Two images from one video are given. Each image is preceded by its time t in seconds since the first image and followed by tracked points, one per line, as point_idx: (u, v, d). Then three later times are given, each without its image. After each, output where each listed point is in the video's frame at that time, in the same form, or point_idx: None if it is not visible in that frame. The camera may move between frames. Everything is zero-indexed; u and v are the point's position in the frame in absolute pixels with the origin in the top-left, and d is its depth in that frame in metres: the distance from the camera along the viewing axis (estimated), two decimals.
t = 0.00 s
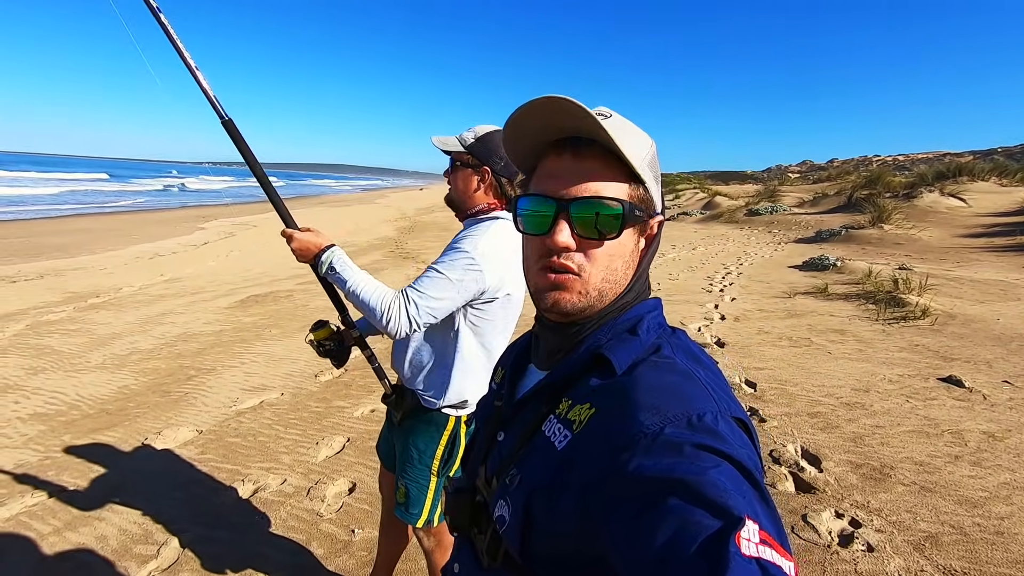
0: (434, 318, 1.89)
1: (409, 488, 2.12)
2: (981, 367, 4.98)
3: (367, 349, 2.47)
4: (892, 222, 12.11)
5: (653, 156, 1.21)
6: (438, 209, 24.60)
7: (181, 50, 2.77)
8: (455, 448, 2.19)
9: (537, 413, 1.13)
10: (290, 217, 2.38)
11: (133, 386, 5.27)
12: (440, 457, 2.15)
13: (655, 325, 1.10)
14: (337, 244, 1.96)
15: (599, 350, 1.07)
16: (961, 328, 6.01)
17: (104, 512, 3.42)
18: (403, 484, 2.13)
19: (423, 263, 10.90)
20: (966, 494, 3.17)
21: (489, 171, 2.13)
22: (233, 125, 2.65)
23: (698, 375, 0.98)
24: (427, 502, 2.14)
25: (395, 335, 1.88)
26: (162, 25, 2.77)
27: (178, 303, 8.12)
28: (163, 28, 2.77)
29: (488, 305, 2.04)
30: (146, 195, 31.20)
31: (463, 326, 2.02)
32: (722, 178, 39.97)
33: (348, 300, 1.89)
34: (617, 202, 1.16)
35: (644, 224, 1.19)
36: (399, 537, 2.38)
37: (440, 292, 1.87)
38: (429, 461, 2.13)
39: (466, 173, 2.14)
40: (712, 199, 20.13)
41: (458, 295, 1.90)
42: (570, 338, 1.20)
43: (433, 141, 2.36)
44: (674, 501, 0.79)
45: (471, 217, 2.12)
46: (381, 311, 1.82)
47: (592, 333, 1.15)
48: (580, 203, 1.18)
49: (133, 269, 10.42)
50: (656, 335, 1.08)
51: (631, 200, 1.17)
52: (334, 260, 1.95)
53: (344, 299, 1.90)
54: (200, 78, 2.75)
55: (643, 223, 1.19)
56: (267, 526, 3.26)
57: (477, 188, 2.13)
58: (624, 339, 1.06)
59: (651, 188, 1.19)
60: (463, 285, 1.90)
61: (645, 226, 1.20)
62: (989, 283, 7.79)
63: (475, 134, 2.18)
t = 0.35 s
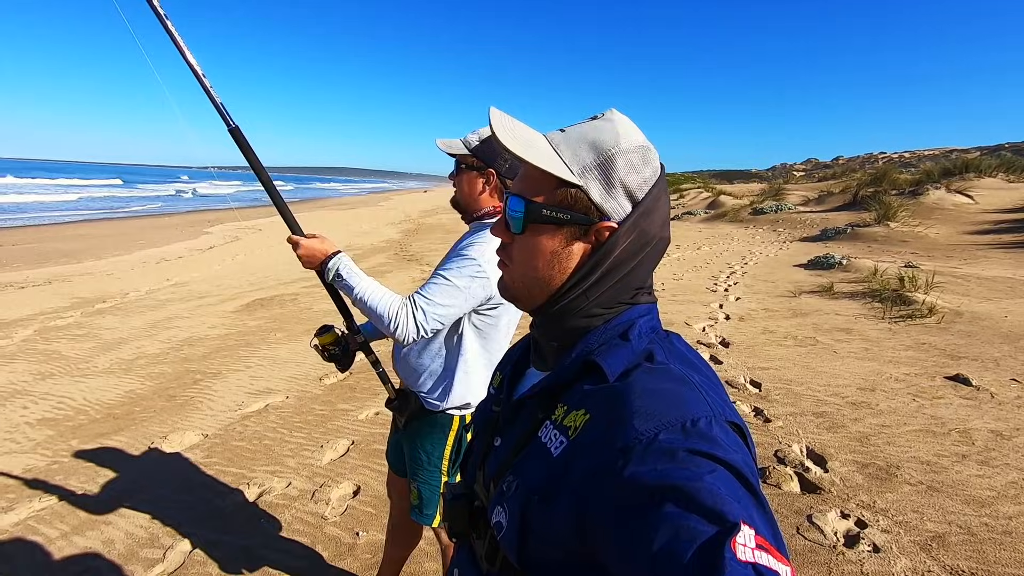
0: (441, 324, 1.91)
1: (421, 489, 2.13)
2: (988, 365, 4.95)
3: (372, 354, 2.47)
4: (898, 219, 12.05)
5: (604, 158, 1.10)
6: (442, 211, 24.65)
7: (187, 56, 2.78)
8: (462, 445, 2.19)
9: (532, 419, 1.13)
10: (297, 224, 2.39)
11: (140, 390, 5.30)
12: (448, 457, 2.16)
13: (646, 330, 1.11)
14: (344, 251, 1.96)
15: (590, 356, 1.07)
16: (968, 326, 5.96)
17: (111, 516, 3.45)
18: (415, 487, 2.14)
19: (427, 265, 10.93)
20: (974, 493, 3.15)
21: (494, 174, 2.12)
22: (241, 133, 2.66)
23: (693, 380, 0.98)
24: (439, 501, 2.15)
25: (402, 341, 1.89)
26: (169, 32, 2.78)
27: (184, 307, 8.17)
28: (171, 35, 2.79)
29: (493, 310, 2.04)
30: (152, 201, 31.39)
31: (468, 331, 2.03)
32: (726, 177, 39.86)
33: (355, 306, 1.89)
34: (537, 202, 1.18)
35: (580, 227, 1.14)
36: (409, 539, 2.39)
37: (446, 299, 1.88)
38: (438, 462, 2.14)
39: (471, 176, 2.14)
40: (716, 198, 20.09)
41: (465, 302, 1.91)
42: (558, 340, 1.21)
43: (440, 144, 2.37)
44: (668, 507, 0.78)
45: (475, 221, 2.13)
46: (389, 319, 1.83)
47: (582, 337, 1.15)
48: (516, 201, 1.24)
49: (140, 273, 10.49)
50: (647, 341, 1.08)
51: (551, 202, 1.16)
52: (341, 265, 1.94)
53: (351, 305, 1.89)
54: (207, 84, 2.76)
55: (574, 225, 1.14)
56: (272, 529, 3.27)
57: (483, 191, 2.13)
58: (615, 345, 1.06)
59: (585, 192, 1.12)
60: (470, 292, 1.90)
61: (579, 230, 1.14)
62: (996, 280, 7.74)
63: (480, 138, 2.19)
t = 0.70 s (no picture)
0: (452, 327, 1.91)
1: (437, 492, 2.13)
2: (997, 363, 4.92)
3: (384, 359, 2.47)
4: (903, 217, 12.00)
5: (619, 158, 1.11)
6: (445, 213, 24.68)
7: (194, 66, 2.80)
8: (476, 448, 2.19)
9: (549, 423, 1.13)
10: (307, 230, 2.39)
11: (147, 394, 5.32)
12: (463, 459, 2.15)
13: (662, 332, 1.10)
14: (353, 256, 1.97)
15: (605, 359, 1.07)
16: (975, 324, 5.93)
17: (121, 520, 3.46)
18: (430, 490, 2.14)
19: (431, 267, 10.94)
20: (984, 492, 3.13)
21: (503, 176, 2.13)
22: (250, 142, 2.67)
23: (709, 383, 0.98)
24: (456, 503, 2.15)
25: (415, 345, 1.90)
26: (177, 43, 2.80)
27: (189, 311, 8.19)
28: (179, 46, 2.81)
29: (504, 313, 2.04)
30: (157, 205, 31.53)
31: (479, 334, 2.03)
32: (729, 176, 39.78)
33: (366, 311, 1.90)
34: (552, 203, 1.19)
35: (595, 227, 1.14)
36: (422, 540, 2.39)
37: (457, 302, 1.88)
38: (452, 464, 2.14)
39: (481, 178, 2.15)
40: (720, 197, 20.05)
41: (475, 304, 1.91)
42: (576, 342, 1.21)
43: (448, 148, 2.37)
44: (684, 511, 0.78)
45: (485, 223, 2.13)
46: (400, 323, 1.83)
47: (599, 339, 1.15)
48: (531, 202, 1.25)
49: (145, 278, 10.53)
50: (663, 343, 1.08)
51: (568, 202, 1.16)
52: (351, 271, 1.95)
53: (363, 310, 1.90)
54: (215, 94, 2.77)
55: (590, 226, 1.14)
56: (281, 532, 3.28)
57: (492, 193, 2.14)
58: (630, 348, 1.06)
59: (599, 192, 1.12)
60: (480, 295, 1.90)
61: (594, 230, 1.14)
62: (1003, 278, 7.69)
63: (489, 140, 2.19)
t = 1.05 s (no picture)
0: (459, 329, 1.91)
1: (444, 494, 2.12)
2: (998, 361, 4.92)
3: (389, 361, 2.46)
4: (903, 215, 12.01)
5: (633, 160, 1.11)
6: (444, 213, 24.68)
7: (201, 68, 2.80)
8: (483, 450, 2.18)
9: (561, 424, 1.14)
10: (312, 232, 2.39)
11: (149, 396, 5.32)
12: (470, 461, 2.15)
13: (674, 333, 1.10)
14: (359, 258, 1.97)
15: (617, 359, 1.07)
16: (976, 322, 5.94)
17: (124, 523, 3.46)
18: (437, 491, 2.13)
19: (431, 267, 10.93)
20: (986, 490, 3.13)
21: (508, 177, 2.13)
22: (256, 144, 2.66)
23: (721, 383, 0.98)
24: (464, 505, 2.14)
25: (422, 347, 1.90)
26: (184, 45, 2.80)
27: (190, 312, 8.19)
28: (185, 48, 2.81)
29: (511, 314, 2.04)
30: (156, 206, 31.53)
31: (485, 336, 2.03)
32: (728, 175, 39.77)
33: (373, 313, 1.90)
34: (568, 204, 1.19)
35: (610, 228, 1.14)
36: (426, 541, 2.39)
37: (464, 304, 1.89)
38: (459, 466, 2.13)
39: (485, 179, 2.15)
40: (719, 197, 20.06)
41: (483, 306, 1.91)
42: (589, 343, 1.21)
43: (450, 148, 2.36)
44: (696, 511, 0.79)
45: (490, 224, 2.13)
46: (407, 325, 1.83)
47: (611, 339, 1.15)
48: (547, 204, 1.25)
49: (145, 280, 10.52)
50: (674, 343, 1.08)
51: (585, 203, 1.16)
52: (358, 273, 1.95)
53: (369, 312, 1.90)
54: (222, 96, 2.77)
55: (606, 226, 1.14)
56: (284, 534, 3.28)
57: (497, 194, 2.13)
58: (642, 348, 1.06)
59: (615, 194, 1.13)
60: (487, 297, 1.91)
61: (610, 231, 1.14)
62: (1003, 276, 7.70)
63: (493, 141, 2.19)
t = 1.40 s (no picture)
0: (466, 334, 1.90)
1: (447, 500, 2.11)
2: (992, 362, 4.95)
3: (391, 365, 2.44)
4: (897, 215, 12.06)
5: (654, 172, 1.10)
6: (441, 211, 24.61)
7: (202, 65, 2.76)
8: (486, 455, 2.16)
9: (572, 433, 1.12)
10: (316, 234, 2.36)
11: (143, 395, 5.28)
12: (473, 466, 2.13)
13: (689, 343, 1.09)
14: (363, 261, 1.95)
15: (631, 369, 1.06)
16: (970, 323, 5.97)
17: (119, 524, 3.43)
18: (440, 497, 2.12)
19: (427, 265, 10.90)
20: (983, 493, 3.15)
21: (515, 181, 2.12)
22: (260, 144, 2.63)
23: (737, 393, 0.97)
24: (467, 510, 2.12)
25: (427, 352, 1.88)
26: (185, 42, 2.77)
27: (184, 310, 8.13)
28: (187, 45, 2.77)
29: (518, 319, 2.03)
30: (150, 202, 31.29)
31: (492, 341, 2.02)
32: (723, 174, 39.85)
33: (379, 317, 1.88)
34: (587, 214, 1.18)
35: (630, 239, 1.13)
36: (427, 543, 2.38)
37: (471, 309, 1.87)
38: (462, 472, 2.11)
39: (492, 183, 2.13)
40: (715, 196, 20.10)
41: (490, 311, 1.90)
42: (603, 354, 1.19)
43: (456, 151, 2.35)
44: (714, 524, 0.78)
45: (496, 228, 2.11)
46: (414, 330, 1.81)
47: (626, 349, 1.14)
48: (565, 213, 1.23)
49: (139, 277, 10.44)
50: (690, 353, 1.07)
51: (604, 214, 1.15)
52: (362, 276, 1.93)
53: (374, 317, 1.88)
54: (225, 94, 2.74)
55: (625, 238, 1.13)
56: (282, 535, 3.26)
57: (503, 198, 2.12)
58: (657, 358, 1.05)
59: (636, 205, 1.12)
60: (495, 302, 1.89)
61: (629, 242, 1.13)
62: (997, 277, 7.74)
63: (500, 144, 2.18)
